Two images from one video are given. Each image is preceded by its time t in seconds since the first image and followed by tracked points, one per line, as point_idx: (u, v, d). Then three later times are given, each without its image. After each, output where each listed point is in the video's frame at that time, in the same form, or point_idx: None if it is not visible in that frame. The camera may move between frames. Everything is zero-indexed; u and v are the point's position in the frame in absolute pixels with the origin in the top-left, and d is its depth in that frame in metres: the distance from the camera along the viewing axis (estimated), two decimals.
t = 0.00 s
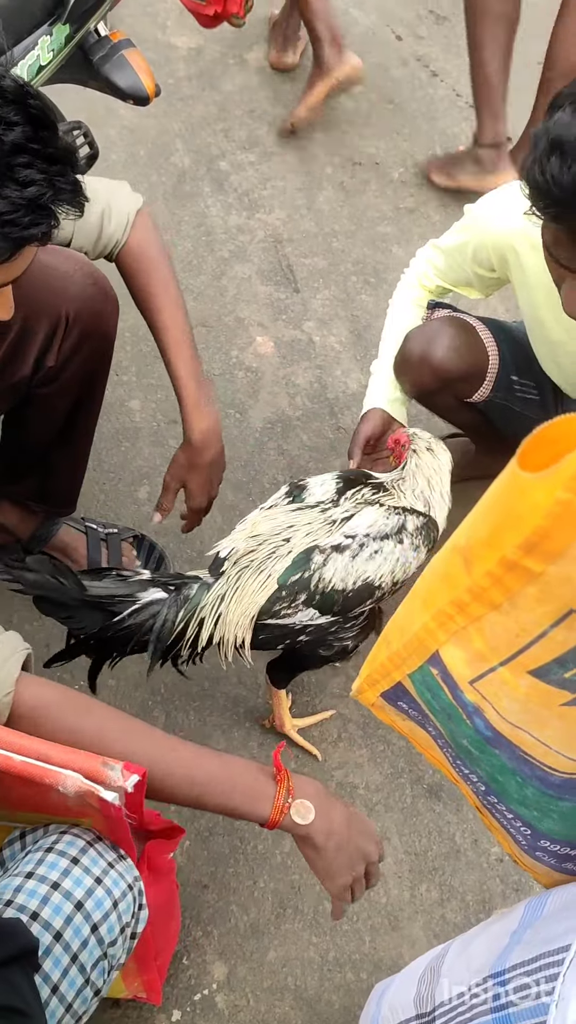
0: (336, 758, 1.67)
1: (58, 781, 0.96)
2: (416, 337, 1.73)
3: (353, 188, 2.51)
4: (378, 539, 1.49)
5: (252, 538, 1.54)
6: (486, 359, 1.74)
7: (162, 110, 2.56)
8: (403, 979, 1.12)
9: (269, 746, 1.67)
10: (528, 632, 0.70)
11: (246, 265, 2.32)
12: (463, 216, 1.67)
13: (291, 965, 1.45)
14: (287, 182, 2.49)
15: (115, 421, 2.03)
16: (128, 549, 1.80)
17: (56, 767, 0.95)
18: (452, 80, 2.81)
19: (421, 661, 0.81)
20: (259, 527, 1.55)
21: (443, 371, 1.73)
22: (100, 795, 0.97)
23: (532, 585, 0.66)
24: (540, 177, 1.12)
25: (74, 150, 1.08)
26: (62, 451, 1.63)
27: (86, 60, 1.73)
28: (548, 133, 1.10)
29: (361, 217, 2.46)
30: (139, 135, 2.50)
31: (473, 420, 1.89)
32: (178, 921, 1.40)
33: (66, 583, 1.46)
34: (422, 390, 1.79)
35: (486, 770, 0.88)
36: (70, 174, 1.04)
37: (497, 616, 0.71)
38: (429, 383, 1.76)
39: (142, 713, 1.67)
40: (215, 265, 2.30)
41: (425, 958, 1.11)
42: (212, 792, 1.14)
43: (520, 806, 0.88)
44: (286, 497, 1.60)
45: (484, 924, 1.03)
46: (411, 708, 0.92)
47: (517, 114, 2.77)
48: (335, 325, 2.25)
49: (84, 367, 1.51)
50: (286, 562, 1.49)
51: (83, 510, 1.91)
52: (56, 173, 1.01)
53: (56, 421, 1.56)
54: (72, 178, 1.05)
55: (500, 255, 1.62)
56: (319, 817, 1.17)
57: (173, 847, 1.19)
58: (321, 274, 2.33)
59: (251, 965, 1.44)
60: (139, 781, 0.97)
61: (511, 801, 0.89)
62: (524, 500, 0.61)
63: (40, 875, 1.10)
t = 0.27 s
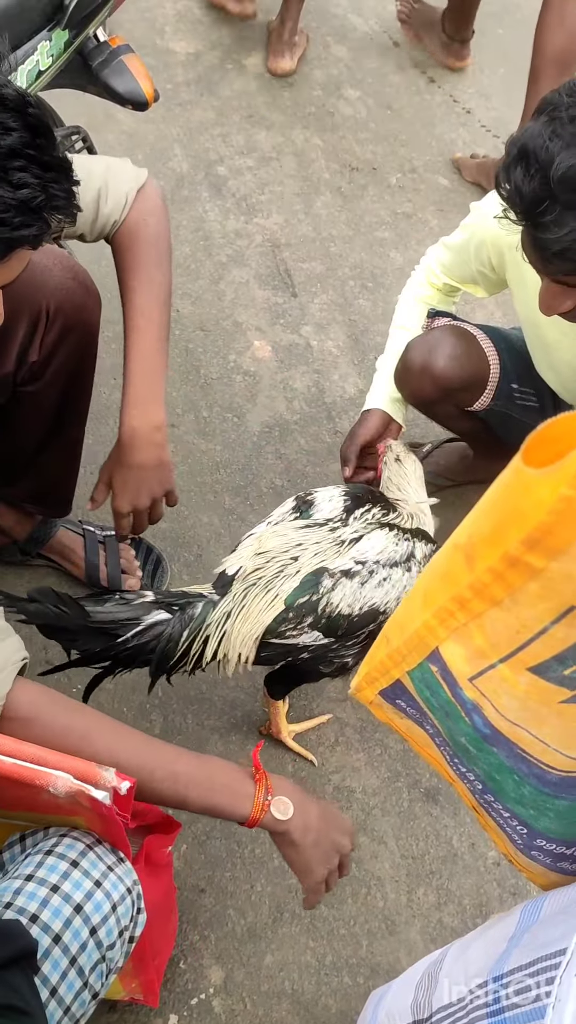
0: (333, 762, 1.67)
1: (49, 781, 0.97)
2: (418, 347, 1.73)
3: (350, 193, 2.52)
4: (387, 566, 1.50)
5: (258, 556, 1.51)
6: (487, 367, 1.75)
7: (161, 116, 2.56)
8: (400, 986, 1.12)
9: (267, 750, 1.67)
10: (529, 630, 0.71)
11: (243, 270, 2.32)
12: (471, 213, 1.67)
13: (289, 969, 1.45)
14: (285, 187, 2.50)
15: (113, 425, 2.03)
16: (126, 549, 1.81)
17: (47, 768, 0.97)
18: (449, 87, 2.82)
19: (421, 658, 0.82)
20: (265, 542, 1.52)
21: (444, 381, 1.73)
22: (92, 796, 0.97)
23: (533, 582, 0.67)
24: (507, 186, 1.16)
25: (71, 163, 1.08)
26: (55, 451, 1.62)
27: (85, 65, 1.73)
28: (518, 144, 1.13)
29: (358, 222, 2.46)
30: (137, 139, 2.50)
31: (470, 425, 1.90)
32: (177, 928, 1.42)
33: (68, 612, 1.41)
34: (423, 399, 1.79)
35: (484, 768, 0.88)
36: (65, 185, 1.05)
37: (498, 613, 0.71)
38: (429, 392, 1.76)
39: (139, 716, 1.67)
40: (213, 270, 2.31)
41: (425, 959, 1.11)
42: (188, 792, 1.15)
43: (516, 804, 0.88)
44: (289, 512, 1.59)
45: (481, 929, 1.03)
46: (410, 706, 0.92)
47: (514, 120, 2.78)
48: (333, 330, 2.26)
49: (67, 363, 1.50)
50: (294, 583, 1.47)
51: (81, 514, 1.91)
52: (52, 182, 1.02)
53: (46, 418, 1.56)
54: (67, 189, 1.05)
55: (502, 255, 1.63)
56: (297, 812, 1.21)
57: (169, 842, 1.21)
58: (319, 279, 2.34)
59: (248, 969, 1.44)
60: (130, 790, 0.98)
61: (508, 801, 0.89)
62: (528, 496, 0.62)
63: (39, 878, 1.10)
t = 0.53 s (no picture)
0: (331, 764, 1.67)
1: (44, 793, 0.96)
2: (417, 345, 1.74)
3: (349, 196, 2.53)
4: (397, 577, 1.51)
5: (270, 563, 1.52)
6: (486, 366, 1.75)
7: (160, 119, 2.57)
8: (402, 993, 1.12)
9: (265, 752, 1.67)
10: (530, 623, 0.71)
11: (242, 272, 2.32)
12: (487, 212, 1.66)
13: (287, 972, 1.45)
14: (284, 190, 2.50)
15: (112, 427, 2.03)
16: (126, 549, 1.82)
17: (43, 780, 0.95)
18: (448, 91, 2.83)
19: (426, 651, 0.82)
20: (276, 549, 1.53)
21: (443, 377, 1.74)
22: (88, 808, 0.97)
23: (534, 576, 0.67)
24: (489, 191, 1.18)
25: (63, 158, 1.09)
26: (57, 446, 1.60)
27: (85, 68, 1.73)
28: (502, 147, 1.15)
29: (357, 225, 2.47)
30: (136, 142, 2.51)
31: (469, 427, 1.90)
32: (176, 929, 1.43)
33: (92, 629, 1.42)
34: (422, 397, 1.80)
35: (488, 762, 0.88)
36: (55, 176, 1.05)
37: (500, 605, 0.71)
38: (428, 391, 1.77)
39: (138, 718, 1.67)
40: (212, 273, 2.31)
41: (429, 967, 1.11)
42: (168, 809, 1.14)
43: (519, 799, 0.88)
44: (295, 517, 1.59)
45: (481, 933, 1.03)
46: (417, 700, 0.93)
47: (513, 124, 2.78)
48: (332, 333, 2.26)
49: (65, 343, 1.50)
50: (308, 589, 1.47)
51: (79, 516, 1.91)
52: (41, 169, 1.02)
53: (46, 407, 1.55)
54: (56, 179, 1.05)
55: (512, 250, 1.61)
56: (268, 853, 1.20)
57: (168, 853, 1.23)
58: (317, 282, 2.34)
59: (247, 972, 1.44)
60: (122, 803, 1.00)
61: (511, 795, 0.88)
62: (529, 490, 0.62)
63: (41, 885, 1.10)
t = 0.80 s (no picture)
0: (331, 766, 1.67)
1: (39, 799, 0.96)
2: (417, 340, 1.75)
3: (348, 197, 2.53)
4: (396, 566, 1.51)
5: (269, 555, 1.52)
6: (488, 362, 1.75)
7: (160, 120, 2.57)
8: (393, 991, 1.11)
9: (264, 754, 1.67)
10: (521, 613, 0.71)
11: (241, 274, 2.32)
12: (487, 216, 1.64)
13: (286, 974, 1.44)
14: (283, 191, 2.50)
15: (111, 428, 2.03)
16: (126, 549, 1.83)
17: (39, 786, 0.95)
18: (447, 92, 2.83)
19: (421, 643, 0.82)
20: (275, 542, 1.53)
21: (444, 373, 1.74)
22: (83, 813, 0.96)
23: (526, 564, 0.67)
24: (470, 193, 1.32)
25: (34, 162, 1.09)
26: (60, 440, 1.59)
27: (84, 69, 1.73)
28: (482, 154, 1.30)
29: (356, 226, 2.47)
30: (135, 143, 2.51)
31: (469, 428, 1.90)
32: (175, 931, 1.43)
33: (106, 632, 1.43)
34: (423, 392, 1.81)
35: (481, 756, 0.88)
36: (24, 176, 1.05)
37: (493, 595, 0.71)
38: (428, 385, 1.78)
39: (137, 720, 1.67)
40: (212, 274, 2.31)
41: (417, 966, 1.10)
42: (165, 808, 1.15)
43: (512, 793, 0.87)
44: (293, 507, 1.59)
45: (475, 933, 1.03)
46: (412, 694, 0.93)
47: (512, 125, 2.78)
48: (331, 334, 2.26)
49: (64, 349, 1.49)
50: (307, 582, 1.47)
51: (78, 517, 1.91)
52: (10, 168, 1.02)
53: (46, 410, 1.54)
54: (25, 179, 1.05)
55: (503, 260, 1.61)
56: (260, 879, 1.17)
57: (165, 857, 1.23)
58: (317, 283, 2.34)
59: (246, 975, 1.44)
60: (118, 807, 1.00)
61: (504, 790, 0.88)
62: (520, 478, 0.62)
63: (41, 890, 1.09)
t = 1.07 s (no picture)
0: (329, 767, 1.67)
1: (37, 794, 0.95)
2: (421, 335, 1.74)
3: (347, 199, 2.53)
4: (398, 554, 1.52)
5: (272, 546, 1.52)
6: (490, 358, 1.76)
7: (158, 121, 2.57)
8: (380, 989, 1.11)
9: (263, 756, 1.66)
10: (508, 607, 0.71)
11: (240, 275, 2.32)
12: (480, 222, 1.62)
13: (284, 975, 1.44)
14: (282, 193, 2.50)
15: (109, 429, 2.03)
16: (125, 550, 1.83)
17: (36, 780, 0.95)
18: (445, 94, 2.83)
19: (407, 641, 0.82)
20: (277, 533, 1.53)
21: (447, 369, 1.74)
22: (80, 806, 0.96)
23: (512, 557, 0.67)
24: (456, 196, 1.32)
25: None
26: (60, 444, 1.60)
27: (83, 71, 1.73)
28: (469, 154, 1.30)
29: (354, 228, 2.47)
30: (134, 145, 2.51)
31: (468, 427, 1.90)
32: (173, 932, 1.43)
33: (119, 627, 1.42)
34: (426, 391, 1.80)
35: (468, 752, 0.88)
36: None
37: (479, 590, 0.71)
38: (432, 383, 1.77)
39: (135, 721, 1.67)
40: (210, 276, 2.31)
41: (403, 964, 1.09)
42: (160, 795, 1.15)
43: (500, 788, 0.87)
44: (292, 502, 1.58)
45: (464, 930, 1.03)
46: (398, 693, 0.92)
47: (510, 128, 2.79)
48: (329, 336, 2.26)
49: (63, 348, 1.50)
50: (312, 572, 1.48)
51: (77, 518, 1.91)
52: None
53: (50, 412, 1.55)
54: None
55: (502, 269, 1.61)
56: (260, 871, 1.17)
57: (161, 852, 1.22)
58: (315, 285, 2.34)
59: (244, 976, 1.44)
60: (114, 802, 1.00)
61: (492, 785, 0.88)
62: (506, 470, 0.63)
63: (39, 885, 1.09)
